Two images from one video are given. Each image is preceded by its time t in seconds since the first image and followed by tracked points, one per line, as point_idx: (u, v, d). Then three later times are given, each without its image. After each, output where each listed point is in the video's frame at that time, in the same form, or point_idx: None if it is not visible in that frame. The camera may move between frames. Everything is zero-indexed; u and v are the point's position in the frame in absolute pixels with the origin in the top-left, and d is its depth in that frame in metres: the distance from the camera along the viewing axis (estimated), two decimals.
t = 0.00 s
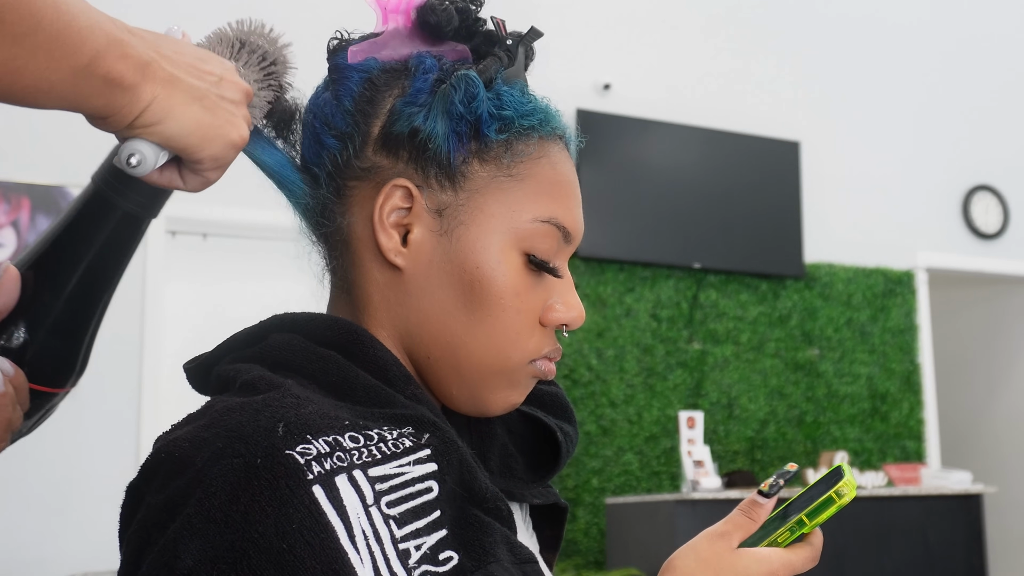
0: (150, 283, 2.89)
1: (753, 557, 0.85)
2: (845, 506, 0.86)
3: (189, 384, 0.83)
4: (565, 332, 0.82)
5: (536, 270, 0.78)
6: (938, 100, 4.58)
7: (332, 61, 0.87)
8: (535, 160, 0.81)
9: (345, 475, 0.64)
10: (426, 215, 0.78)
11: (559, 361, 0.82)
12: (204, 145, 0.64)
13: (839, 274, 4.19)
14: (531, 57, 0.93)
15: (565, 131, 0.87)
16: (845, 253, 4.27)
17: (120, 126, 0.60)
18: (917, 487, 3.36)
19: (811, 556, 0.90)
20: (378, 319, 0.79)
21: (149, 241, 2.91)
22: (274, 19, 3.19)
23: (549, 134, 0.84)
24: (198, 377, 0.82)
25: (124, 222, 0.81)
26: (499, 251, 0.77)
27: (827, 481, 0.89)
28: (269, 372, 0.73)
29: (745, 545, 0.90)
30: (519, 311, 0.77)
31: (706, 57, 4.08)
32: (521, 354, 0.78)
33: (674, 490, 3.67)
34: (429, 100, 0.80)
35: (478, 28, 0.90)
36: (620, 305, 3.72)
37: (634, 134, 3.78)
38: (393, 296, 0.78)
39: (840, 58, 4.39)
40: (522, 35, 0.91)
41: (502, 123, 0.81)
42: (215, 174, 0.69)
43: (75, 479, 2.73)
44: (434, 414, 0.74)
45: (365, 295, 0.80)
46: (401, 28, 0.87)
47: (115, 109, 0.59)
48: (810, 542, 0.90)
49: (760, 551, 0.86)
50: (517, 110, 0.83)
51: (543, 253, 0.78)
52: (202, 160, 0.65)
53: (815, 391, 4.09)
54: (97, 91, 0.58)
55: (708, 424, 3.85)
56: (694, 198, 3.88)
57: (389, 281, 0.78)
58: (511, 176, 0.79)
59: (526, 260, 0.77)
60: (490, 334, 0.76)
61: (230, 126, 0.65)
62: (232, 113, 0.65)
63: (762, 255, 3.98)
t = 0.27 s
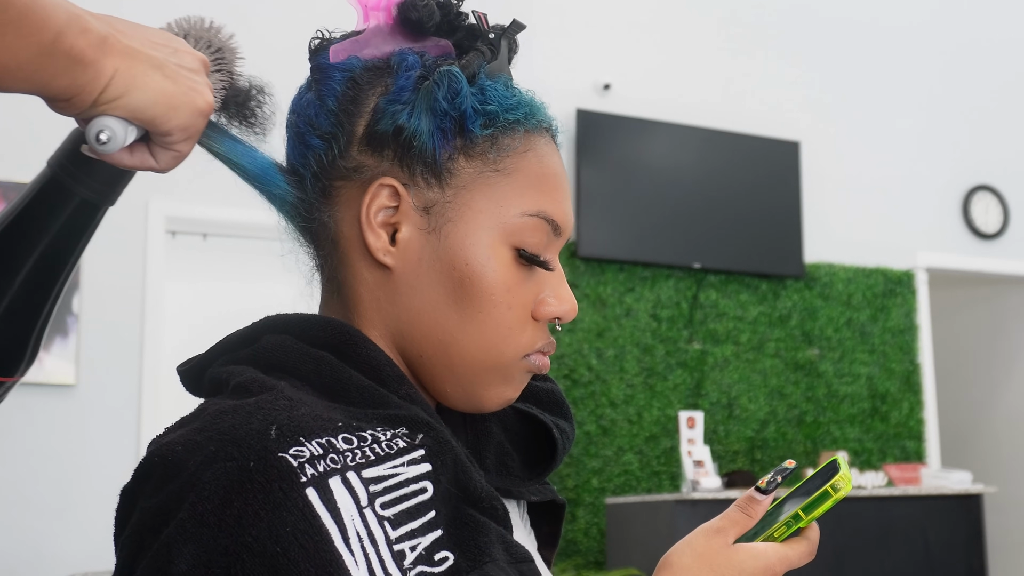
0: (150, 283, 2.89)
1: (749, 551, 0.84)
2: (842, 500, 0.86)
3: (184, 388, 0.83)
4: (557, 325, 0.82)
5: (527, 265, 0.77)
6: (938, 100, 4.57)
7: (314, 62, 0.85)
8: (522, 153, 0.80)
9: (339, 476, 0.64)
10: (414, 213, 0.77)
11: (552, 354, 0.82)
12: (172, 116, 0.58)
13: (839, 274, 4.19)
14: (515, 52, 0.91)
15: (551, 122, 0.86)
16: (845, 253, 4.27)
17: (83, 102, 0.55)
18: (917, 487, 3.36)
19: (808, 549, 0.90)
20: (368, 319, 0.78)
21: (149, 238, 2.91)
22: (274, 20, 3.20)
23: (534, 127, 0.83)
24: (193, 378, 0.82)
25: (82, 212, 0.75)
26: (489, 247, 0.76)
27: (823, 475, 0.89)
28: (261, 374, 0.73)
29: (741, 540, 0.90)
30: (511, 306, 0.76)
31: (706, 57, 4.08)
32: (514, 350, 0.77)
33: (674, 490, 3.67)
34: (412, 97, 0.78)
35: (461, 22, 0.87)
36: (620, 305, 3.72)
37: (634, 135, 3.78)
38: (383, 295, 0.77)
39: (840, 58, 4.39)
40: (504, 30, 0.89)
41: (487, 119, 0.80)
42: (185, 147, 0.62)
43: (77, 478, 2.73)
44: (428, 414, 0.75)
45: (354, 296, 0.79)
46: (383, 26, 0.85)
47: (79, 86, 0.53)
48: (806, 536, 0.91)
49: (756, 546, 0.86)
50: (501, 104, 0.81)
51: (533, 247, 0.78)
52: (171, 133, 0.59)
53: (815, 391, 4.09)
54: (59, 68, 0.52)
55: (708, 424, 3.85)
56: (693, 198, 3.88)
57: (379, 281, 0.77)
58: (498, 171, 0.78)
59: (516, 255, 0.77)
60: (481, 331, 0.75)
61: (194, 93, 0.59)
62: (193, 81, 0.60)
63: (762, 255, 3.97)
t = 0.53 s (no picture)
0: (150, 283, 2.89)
1: (750, 550, 0.84)
2: (842, 498, 0.86)
3: (182, 388, 0.83)
4: (556, 322, 0.81)
5: (523, 262, 0.77)
6: (938, 101, 4.58)
7: (306, 62, 0.85)
8: (516, 150, 0.80)
9: (338, 477, 0.64)
10: (409, 212, 0.77)
11: (552, 351, 0.81)
12: (134, 109, 0.53)
13: (839, 274, 4.19)
14: (507, 47, 0.91)
15: (547, 118, 0.86)
16: (845, 253, 4.27)
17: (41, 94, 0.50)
18: (917, 487, 3.36)
19: (809, 547, 0.90)
20: (366, 319, 0.78)
21: (149, 238, 2.92)
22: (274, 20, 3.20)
23: (529, 123, 0.83)
24: (191, 379, 0.82)
25: (39, 205, 0.59)
26: (485, 246, 0.76)
27: (824, 473, 0.88)
28: (259, 374, 0.73)
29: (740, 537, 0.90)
30: (508, 304, 0.76)
31: (706, 57, 4.07)
32: (512, 347, 0.77)
33: (674, 490, 3.67)
34: (405, 96, 0.78)
35: (452, 19, 0.88)
36: (620, 305, 3.72)
37: (634, 134, 3.79)
38: (379, 295, 0.77)
39: (840, 58, 4.39)
40: (496, 25, 0.89)
41: (480, 116, 0.79)
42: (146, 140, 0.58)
43: (77, 478, 2.73)
44: (427, 413, 0.75)
45: (352, 296, 0.79)
46: (374, 24, 0.85)
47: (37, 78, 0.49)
48: (807, 534, 0.91)
49: (757, 545, 0.86)
50: (494, 102, 0.81)
51: (530, 245, 0.77)
52: (131, 126, 0.54)
53: (815, 391, 4.09)
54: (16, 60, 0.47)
55: (708, 424, 3.85)
56: (693, 198, 3.88)
57: (375, 281, 0.77)
58: (492, 169, 0.78)
59: (512, 253, 0.77)
60: (478, 330, 0.75)
61: (158, 87, 0.54)
62: (155, 72, 0.55)
63: (762, 255, 3.97)
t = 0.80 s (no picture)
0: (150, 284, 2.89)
1: (750, 549, 0.84)
2: (844, 498, 0.87)
3: (183, 387, 0.83)
4: (556, 323, 0.81)
5: (524, 263, 0.77)
6: (938, 101, 4.58)
7: (308, 63, 0.85)
8: (517, 151, 0.80)
9: (338, 476, 0.64)
10: (410, 213, 0.77)
11: (552, 352, 0.81)
12: (100, 107, 0.53)
13: (839, 274, 4.19)
14: (508, 48, 0.91)
15: (547, 119, 0.86)
16: (845, 253, 4.27)
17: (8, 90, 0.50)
18: (917, 487, 3.36)
19: (810, 548, 0.90)
20: (367, 319, 0.78)
21: (149, 239, 2.92)
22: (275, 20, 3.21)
23: (530, 124, 0.83)
24: (192, 379, 0.81)
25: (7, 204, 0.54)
26: (486, 246, 0.76)
27: (824, 474, 0.89)
28: (260, 373, 0.73)
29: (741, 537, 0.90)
30: (508, 305, 0.76)
31: (706, 57, 4.08)
32: (513, 348, 0.77)
33: (674, 490, 3.67)
34: (406, 96, 0.78)
35: (454, 19, 0.87)
36: (620, 305, 3.72)
37: (634, 135, 3.79)
38: (380, 296, 0.77)
39: (840, 58, 4.39)
40: (497, 26, 0.89)
41: (481, 117, 0.79)
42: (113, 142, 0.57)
43: (77, 477, 2.73)
44: (428, 413, 0.75)
45: (352, 296, 0.79)
46: (375, 25, 0.85)
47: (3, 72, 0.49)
48: (808, 535, 0.91)
49: (757, 545, 0.86)
50: (495, 102, 0.81)
51: (530, 245, 0.77)
52: (97, 125, 0.54)
53: (815, 391, 4.09)
54: None
55: (708, 424, 3.84)
56: (693, 198, 3.88)
57: (376, 281, 0.77)
58: (493, 169, 0.78)
59: (513, 254, 0.77)
60: (479, 330, 0.75)
61: (125, 87, 0.54)
62: (123, 72, 0.55)
63: (762, 255, 3.98)
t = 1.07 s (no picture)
0: (150, 284, 2.90)
1: (751, 549, 0.84)
2: (844, 498, 0.87)
3: (184, 387, 0.83)
4: (557, 323, 0.81)
5: (524, 263, 0.77)
6: (938, 101, 4.58)
7: (307, 63, 0.85)
8: (517, 151, 0.80)
9: (339, 475, 0.64)
10: (410, 213, 0.77)
11: (552, 352, 0.81)
12: (67, 114, 0.51)
13: (839, 274, 4.19)
14: (508, 48, 0.91)
15: (548, 119, 0.86)
16: (845, 252, 4.27)
17: None
18: (917, 487, 3.36)
19: (811, 548, 0.90)
20: (367, 319, 0.78)
21: (149, 239, 2.92)
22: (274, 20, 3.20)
23: (530, 124, 0.83)
24: (192, 379, 0.81)
25: None
26: (486, 246, 0.76)
27: (827, 473, 0.89)
28: (261, 373, 0.73)
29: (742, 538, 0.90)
30: (508, 305, 0.76)
31: (707, 57, 4.08)
32: (513, 348, 0.77)
33: (674, 490, 3.67)
34: (406, 96, 0.78)
35: (453, 19, 0.88)
36: (620, 305, 3.72)
37: (635, 135, 3.79)
38: (380, 296, 0.77)
39: (840, 57, 4.40)
40: (497, 26, 0.89)
41: (481, 117, 0.80)
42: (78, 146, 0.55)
43: (77, 477, 2.73)
44: (428, 412, 0.75)
45: (352, 297, 0.79)
46: (375, 25, 0.85)
47: None
48: (809, 534, 0.91)
49: (759, 544, 0.86)
50: (495, 102, 0.81)
51: (530, 245, 0.77)
52: (63, 130, 0.52)
53: (815, 391, 4.09)
54: None
55: (708, 424, 3.84)
56: (693, 198, 3.88)
57: (376, 281, 0.77)
58: (493, 169, 0.78)
59: (513, 254, 0.77)
60: (479, 330, 0.75)
61: (93, 93, 0.52)
62: (92, 77, 0.53)
63: (762, 255, 3.98)
